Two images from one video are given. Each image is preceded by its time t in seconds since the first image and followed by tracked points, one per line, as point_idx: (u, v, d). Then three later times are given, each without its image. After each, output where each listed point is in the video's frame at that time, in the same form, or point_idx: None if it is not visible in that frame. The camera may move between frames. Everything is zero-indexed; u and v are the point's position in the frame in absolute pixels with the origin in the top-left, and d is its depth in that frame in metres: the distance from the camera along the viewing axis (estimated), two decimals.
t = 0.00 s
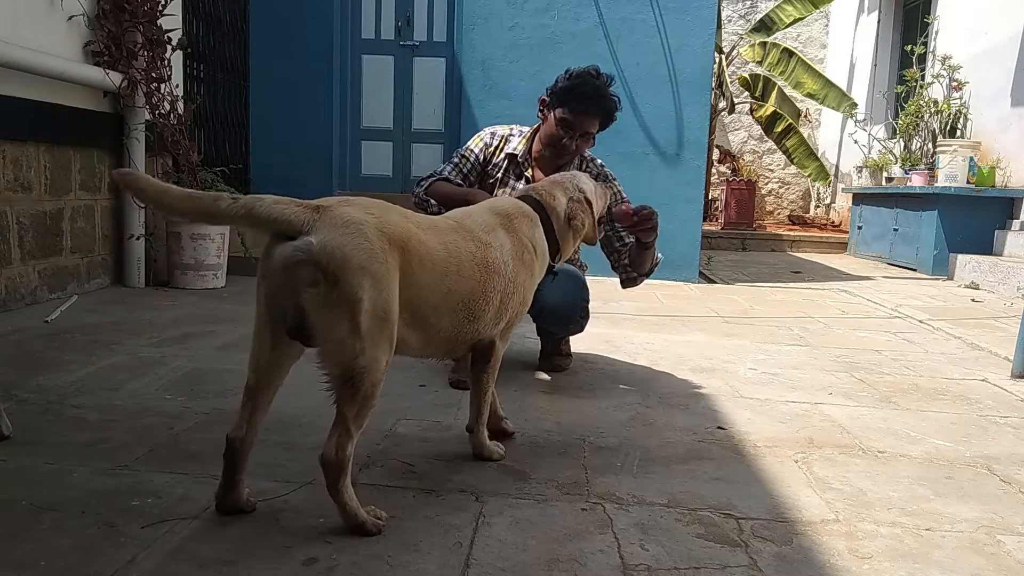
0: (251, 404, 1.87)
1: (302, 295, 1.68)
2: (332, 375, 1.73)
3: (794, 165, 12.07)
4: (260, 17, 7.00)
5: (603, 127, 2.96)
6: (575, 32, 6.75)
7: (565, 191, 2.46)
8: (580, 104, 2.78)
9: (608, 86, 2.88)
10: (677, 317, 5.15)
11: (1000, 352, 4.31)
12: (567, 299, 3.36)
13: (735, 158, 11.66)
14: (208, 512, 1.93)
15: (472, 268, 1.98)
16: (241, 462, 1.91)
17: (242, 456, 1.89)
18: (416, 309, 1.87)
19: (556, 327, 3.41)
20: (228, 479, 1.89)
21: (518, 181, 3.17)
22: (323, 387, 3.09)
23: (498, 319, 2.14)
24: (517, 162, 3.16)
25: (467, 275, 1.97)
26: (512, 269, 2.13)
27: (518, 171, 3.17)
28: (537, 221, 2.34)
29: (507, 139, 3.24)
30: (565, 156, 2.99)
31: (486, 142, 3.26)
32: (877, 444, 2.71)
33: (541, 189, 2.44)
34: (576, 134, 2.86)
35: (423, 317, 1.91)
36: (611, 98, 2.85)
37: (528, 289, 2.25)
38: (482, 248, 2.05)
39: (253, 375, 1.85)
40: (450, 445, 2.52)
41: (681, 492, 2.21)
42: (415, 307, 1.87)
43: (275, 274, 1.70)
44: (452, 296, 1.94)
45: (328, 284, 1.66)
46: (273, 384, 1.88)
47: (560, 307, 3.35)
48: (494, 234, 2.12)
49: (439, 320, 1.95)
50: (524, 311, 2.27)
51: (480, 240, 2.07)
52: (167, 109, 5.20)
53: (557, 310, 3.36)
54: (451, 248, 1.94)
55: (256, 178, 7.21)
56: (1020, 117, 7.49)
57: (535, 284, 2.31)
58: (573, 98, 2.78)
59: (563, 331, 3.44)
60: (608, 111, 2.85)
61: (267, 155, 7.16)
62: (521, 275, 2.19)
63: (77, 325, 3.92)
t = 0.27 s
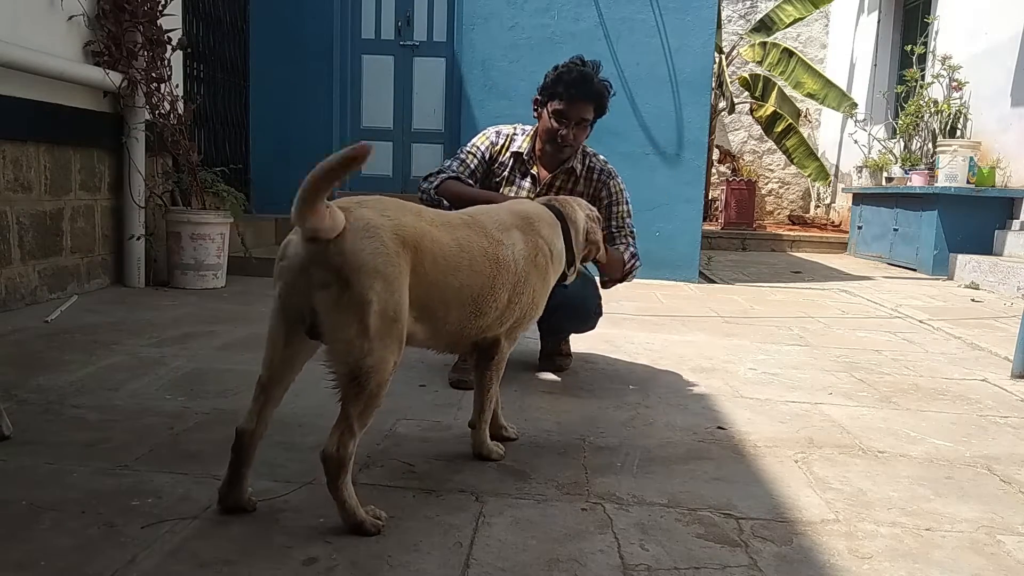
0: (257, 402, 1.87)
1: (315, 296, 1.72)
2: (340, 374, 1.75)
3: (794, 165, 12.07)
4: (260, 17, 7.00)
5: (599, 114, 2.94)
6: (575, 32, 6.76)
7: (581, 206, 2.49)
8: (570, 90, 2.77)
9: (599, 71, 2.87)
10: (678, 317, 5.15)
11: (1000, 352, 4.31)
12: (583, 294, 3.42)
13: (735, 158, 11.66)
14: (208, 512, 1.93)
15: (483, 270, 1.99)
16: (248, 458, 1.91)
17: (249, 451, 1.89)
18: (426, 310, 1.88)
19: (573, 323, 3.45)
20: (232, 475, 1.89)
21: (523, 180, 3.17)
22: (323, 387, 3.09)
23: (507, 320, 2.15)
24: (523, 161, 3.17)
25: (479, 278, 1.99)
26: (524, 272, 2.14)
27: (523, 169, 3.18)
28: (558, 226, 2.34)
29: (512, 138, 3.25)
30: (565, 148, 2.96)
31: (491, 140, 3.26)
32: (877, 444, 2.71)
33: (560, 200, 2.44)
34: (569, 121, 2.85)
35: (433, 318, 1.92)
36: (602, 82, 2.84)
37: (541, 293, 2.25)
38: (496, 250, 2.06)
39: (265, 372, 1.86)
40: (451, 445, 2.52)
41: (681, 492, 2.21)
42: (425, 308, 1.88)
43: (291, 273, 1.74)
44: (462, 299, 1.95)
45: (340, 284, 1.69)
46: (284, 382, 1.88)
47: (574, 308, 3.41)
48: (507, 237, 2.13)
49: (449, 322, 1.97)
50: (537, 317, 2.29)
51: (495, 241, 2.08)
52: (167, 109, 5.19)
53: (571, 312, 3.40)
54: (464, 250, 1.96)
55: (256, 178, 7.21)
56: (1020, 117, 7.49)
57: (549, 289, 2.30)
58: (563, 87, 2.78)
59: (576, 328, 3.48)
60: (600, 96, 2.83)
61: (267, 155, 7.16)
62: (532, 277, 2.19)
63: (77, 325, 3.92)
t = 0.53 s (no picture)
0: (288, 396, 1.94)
1: (318, 299, 1.71)
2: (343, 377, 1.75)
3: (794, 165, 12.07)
4: (260, 17, 7.00)
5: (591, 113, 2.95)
6: (575, 32, 6.76)
7: (575, 194, 2.50)
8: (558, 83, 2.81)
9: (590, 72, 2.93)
10: (678, 317, 5.15)
11: (1000, 352, 4.31)
12: (591, 293, 3.40)
13: (735, 158, 11.66)
14: (208, 512, 1.93)
15: (489, 275, 1.98)
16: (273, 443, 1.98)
17: (274, 436, 1.96)
18: (430, 315, 1.87)
19: (579, 320, 3.44)
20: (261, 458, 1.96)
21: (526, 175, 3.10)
22: (323, 387, 3.09)
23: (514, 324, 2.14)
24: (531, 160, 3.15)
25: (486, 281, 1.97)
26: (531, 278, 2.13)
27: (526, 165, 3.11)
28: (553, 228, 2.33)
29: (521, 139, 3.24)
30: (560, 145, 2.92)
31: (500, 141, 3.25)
32: (877, 444, 2.71)
33: (555, 194, 2.43)
34: (563, 112, 2.83)
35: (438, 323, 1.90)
36: (593, 80, 2.89)
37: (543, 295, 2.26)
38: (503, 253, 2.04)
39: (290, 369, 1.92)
40: (451, 445, 2.52)
41: (681, 492, 2.21)
42: (429, 313, 1.87)
43: (296, 277, 1.74)
44: (469, 303, 1.93)
45: (342, 288, 1.68)
46: (310, 378, 1.93)
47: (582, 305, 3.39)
48: (516, 247, 2.12)
49: (455, 326, 1.95)
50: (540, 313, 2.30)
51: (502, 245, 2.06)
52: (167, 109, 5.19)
53: (579, 305, 3.38)
54: (470, 255, 1.94)
55: (256, 178, 7.21)
56: (1020, 117, 7.49)
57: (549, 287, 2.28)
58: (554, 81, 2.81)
59: (581, 326, 3.48)
60: (592, 91, 2.86)
61: (267, 155, 7.16)
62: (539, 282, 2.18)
63: (77, 324, 3.92)
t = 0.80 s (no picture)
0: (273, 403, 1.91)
1: (291, 296, 1.69)
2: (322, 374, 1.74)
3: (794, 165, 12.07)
4: (260, 17, 7.00)
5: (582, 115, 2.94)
6: (575, 32, 6.75)
7: (565, 190, 2.49)
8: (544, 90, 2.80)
9: (577, 74, 2.90)
10: (678, 317, 5.15)
11: (1000, 352, 4.31)
12: (593, 294, 3.36)
13: (735, 158, 11.66)
14: (208, 512, 1.93)
15: (463, 272, 1.99)
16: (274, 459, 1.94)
17: (272, 454, 1.93)
18: (404, 312, 1.88)
19: (579, 321, 3.42)
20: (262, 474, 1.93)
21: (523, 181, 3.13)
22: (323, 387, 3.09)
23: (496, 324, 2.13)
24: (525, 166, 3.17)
25: (461, 278, 1.98)
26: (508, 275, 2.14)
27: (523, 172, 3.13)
28: (540, 232, 2.34)
29: (514, 144, 3.24)
30: (554, 152, 2.92)
31: (497, 148, 3.25)
32: (877, 444, 2.71)
33: (542, 195, 2.43)
34: (552, 120, 2.82)
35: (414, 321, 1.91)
36: (580, 82, 2.86)
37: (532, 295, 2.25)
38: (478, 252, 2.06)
39: (274, 376, 1.89)
40: (451, 445, 2.52)
41: (681, 492, 2.21)
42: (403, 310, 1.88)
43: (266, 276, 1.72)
44: (445, 300, 1.95)
45: (314, 284, 1.67)
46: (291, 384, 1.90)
47: (583, 300, 3.35)
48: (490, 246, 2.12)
49: (432, 324, 1.96)
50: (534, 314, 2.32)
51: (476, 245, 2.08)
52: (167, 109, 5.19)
53: (580, 304, 3.34)
54: (442, 252, 1.95)
55: (255, 179, 7.21)
56: (1020, 118, 7.49)
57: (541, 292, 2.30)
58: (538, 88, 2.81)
59: (581, 327, 3.45)
60: (580, 94, 2.84)
61: (267, 155, 7.16)
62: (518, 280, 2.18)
63: (77, 324, 3.92)
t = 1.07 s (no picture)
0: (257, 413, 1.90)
1: (247, 302, 1.69)
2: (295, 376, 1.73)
3: (794, 165, 12.07)
4: (260, 17, 7.00)
5: (573, 118, 2.94)
6: (575, 32, 6.75)
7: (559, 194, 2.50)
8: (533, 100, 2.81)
9: (566, 78, 2.90)
10: (678, 317, 5.15)
11: (1000, 352, 4.31)
12: (597, 293, 3.38)
13: (735, 158, 11.66)
14: (208, 512, 1.93)
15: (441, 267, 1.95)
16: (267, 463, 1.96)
17: (264, 460, 1.93)
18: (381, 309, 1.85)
19: (584, 321, 3.42)
20: (257, 479, 1.94)
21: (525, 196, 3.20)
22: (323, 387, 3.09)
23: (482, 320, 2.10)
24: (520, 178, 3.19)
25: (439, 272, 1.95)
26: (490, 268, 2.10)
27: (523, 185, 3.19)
28: (535, 228, 2.33)
29: (506, 159, 3.24)
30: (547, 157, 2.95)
31: (485, 165, 3.27)
32: (877, 444, 2.71)
33: (535, 193, 2.44)
34: (542, 127, 2.84)
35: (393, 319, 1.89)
36: (569, 87, 2.85)
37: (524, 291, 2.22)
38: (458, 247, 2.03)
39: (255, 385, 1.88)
40: (451, 445, 2.52)
41: (681, 492, 2.21)
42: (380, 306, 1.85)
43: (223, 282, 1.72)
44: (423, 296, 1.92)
45: (267, 287, 1.66)
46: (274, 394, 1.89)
47: (589, 300, 3.36)
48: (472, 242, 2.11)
49: (414, 323, 1.94)
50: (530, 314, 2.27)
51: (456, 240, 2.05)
52: (167, 109, 5.20)
53: (585, 303, 3.35)
54: (417, 245, 1.92)
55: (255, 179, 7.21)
56: (1020, 117, 7.49)
57: (537, 291, 2.28)
58: (525, 97, 2.82)
59: (585, 327, 3.46)
60: (568, 99, 2.84)
61: (267, 155, 7.16)
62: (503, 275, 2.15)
63: (77, 324, 3.92)
